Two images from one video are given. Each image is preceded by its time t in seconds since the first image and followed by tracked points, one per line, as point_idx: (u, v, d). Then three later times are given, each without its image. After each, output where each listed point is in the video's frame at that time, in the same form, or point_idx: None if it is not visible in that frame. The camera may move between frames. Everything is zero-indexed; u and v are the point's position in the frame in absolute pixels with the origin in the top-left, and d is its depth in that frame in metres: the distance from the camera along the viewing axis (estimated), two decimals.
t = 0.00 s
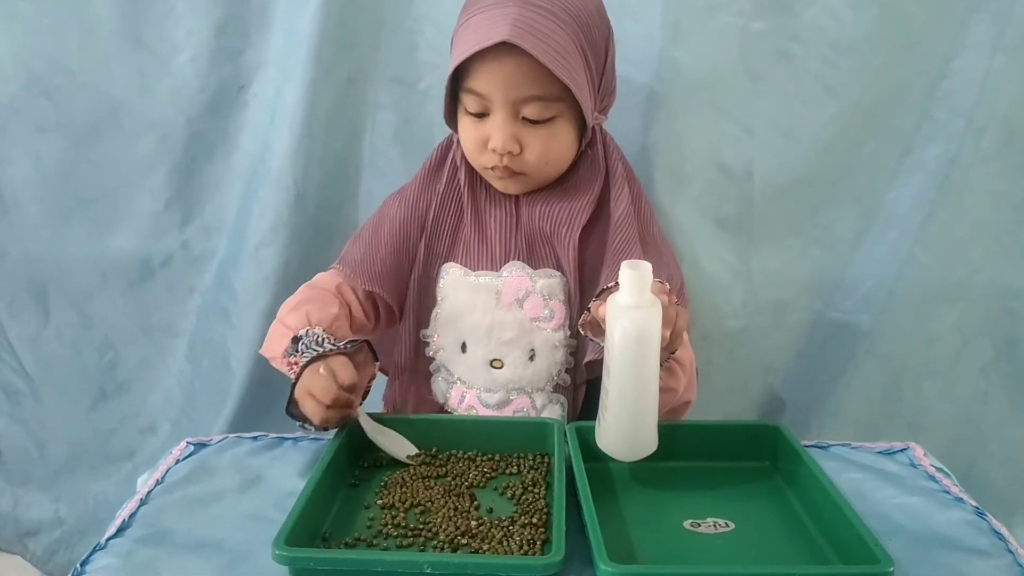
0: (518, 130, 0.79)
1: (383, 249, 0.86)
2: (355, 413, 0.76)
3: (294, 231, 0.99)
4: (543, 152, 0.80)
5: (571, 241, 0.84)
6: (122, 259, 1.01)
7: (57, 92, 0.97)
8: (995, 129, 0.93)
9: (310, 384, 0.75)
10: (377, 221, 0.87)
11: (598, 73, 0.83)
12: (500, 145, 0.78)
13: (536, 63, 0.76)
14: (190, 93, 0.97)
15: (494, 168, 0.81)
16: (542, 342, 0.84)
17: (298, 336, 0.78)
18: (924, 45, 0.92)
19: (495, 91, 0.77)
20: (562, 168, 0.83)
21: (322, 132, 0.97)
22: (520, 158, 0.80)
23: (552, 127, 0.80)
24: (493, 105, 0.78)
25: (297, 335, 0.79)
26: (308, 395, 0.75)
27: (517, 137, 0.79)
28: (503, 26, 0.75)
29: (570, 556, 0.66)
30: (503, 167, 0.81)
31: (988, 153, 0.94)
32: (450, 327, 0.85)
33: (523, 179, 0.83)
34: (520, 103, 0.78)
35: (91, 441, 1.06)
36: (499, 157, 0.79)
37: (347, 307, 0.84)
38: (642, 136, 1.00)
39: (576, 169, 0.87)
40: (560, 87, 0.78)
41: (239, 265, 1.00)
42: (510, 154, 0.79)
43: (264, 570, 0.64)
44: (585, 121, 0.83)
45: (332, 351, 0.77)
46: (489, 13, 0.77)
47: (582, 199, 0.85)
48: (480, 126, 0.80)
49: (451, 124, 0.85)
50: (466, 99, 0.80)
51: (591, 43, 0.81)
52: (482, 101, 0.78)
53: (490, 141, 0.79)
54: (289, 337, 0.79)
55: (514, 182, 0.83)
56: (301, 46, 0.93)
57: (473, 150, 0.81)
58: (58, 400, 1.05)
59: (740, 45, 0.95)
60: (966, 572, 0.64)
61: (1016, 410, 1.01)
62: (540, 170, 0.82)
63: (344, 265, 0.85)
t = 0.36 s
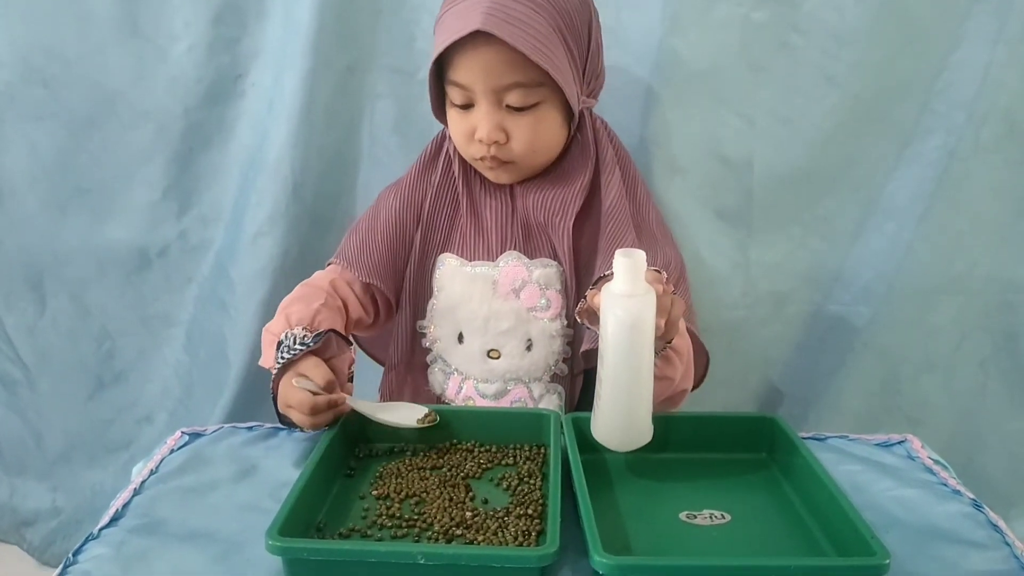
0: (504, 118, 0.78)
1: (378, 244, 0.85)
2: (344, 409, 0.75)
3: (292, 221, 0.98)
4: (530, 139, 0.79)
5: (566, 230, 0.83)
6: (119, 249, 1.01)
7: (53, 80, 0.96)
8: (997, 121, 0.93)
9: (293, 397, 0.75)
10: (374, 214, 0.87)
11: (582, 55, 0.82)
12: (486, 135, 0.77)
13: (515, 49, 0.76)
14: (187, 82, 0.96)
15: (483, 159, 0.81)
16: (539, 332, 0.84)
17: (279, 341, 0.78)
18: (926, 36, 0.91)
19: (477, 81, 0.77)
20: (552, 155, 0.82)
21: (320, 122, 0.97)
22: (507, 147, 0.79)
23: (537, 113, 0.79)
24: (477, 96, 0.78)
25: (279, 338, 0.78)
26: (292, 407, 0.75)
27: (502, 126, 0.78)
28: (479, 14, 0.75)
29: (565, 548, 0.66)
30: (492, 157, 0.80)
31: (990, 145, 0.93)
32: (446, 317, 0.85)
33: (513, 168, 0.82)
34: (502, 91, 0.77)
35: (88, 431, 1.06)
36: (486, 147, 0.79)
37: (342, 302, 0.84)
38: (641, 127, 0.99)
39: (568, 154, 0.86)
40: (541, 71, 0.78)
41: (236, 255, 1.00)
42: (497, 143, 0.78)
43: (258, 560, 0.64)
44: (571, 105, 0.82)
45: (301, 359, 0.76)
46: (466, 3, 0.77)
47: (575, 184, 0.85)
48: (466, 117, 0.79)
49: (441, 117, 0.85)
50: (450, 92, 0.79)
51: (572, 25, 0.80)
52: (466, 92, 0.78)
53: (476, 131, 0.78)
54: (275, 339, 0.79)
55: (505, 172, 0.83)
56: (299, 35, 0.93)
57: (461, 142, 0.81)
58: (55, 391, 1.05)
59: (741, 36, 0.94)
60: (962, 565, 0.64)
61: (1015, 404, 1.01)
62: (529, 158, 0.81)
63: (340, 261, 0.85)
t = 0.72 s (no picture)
0: (524, 97, 0.78)
1: (393, 218, 0.84)
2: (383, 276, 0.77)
3: (293, 215, 0.98)
4: (549, 116, 0.80)
5: (582, 208, 0.84)
6: (120, 242, 1.01)
7: (54, 72, 0.96)
8: (1000, 114, 0.92)
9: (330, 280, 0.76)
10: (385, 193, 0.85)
11: (593, 31, 0.82)
12: (507, 115, 0.78)
13: (534, 26, 0.76)
14: (189, 74, 0.96)
15: (503, 140, 0.81)
16: (549, 311, 0.84)
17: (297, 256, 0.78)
18: (930, 29, 0.91)
19: (496, 61, 0.77)
20: (569, 132, 0.83)
21: (321, 116, 0.96)
22: (529, 126, 0.79)
23: (555, 90, 0.79)
24: (496, 77, 0.78)
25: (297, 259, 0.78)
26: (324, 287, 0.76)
27: (523, 105, 0.78)
28: None
29: (568, 541, 0.66)
30: (512, 137, 0.80)
31: (993, 139, 0.93)
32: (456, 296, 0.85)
33: (533, 147, 0.82)
34: (521, 70, 0.77)
35: (89, 425, 1.06)
36: (507, 127, 0.79)
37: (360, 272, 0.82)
38: (644, 120, 0.99)
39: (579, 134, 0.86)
40: (559, 47, 0.78)
41: (237, 249, 1.00)
42: (518, 122, 0.78)
43: (260, 553, 0.64)
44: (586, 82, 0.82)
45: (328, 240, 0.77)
46: None
47: (587, 162, 0.85)
48: (485, 99, 0.79)
49: (454, 103, 0.85)
50: (467, 75, 0.79)
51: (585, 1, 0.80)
52: (484, 74, 0.78)
53: (497, 113, 0.78)
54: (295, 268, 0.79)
55: (524, 152, 0.83)
56: (300, 27, 0.92)
57: (480, 125, 0.80)
58: (56, 384, 1.04)
59: (744, 29, 0.94)
60: (966, 559, 0.64)
61: (1017, 399, 1.00)
62: (549, 135, 0.81)
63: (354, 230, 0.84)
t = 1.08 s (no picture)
0: (545, 109, 0.80)
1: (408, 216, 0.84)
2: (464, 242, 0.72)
3: (290, 228, 0.99)
4: (569, 127, 0.81)
5: (594, 220, 0.87)
6: (118, 255, 1.02)
7: (53, 87, 0.97)
8: (990, 128, 0.93)
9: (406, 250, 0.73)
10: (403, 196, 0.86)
11: (604, 48, 0.85)
12: (530, 127, 0.78)
13: (557, 39, 0.78)
14: (186, 90, 0.97)
15: (523, 152, 0.82)
16: (558, 320, 0.84)
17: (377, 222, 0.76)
18: (918, 45, 0.92)
19: (520, 74, 0.78)
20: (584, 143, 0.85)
21: (317, 130, 0.98)
22: (549, 136, 0.81)
23: (574, 103, 0.81)
24: (517, 90, 0.79)
25: (376, 225, 0.76)
26: (412, 248, 0.73)
27: (544, 118, 0.79)
28: (523, 8, 0.76)
29: (559, 554, 0.67)
30: (532, 149, 0.81)
31: (983, 153, 0.94)
32: (466, 304, 0.85)
33: (550, 159, 0.83)
34: (544, 83, 0.79)
35: (86, 436, 1.06)
36: (528, 139, 0.80)
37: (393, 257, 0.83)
38: (637, 134, 1.00)
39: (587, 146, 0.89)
40: (579, 60, 0.80)
41: (234, 262, 1.01)
42: (539, 134, 0.80)
43: (256, 567, 0.65)
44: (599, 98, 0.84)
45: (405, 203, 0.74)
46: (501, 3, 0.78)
47: (599, 176, 0.87)
48: (504, 112, 0.80)
49: (466, 119, 0.85)
50: (486, 88, 0.80)
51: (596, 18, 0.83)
52: (505, 87, 0.79)
53: (518, 125, 0.79)
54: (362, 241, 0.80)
55: (542, 164, 0.84)
56: (297, 44, 0.94)
57: (498, 138, 0.81)
58: (54, 396, 1.05)
59: (735, 45, 0.95)
60: (950, 571, 0.65)
61: (1008, 410, 1.01)
62: (567, 148, 0.83)
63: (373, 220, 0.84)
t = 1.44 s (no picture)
0: (538, 128, 0.80)
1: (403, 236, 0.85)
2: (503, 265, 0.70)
3: (280, 244, 1.00)
4: (561, 145, 0.82)
5: (586, 240, 0.88)
6: (108, 272, 1.02)
7: (43, 105, 0.97)
8: (975, 141, 0.94)
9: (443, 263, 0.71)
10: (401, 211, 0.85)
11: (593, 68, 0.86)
12: (523, 145, 0.79)
13: (550, 59, 0.79)
14: (176, 107, 0.97)
15: (516, 170, 0.82)
16: (551, 338, 0.85)
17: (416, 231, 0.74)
18: (903, 60, 0.93)
19: (513, 93, 0.78)
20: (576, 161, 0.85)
21: (307, 146, 0.98)
22: (542, 155, 0.81)
23: (566, 122, 0.82)
24: (510, 109, 0.79)
25: (414, 235, 0.74)
26: (449, 257, 0.71)
27: (536, 136, 0.80)
28: (516, 28, 0.77)
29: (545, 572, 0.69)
30: (525, 168, 0.82)
31: (969, 166, 0.94)
32: (462, 321, 0.86)
33: (543, 177, 0.84)
34: (536, 103, 0.79)
35: (76, 453, 1.06)
36: (521, 158, 0.80)
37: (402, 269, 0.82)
38: (625, 149, 1.00)
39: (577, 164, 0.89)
40: (571, 79, 0.81)
41: (225, 278, 1.01)
42: (532, 153, 0.80)
43: None
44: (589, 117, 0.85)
45: (454, 215, 0.72)
46: (493, 23, 0.79)
47: (591, 193, 0.88)
48: (497, 131, 0.80)
49: (457, 138, 0.86)
50: (479, 108, 0.80)
51: (586, 37, 0.84)
52: (498, 106, 0.79)
53: (512, 143, 0.80)
54: (397, 249, 0.76)
55: (534, 182, 0.84)
56: (286, 61, 0.94)
57: (491, 156, 0.81)
58: (43, 413, 1.05)
59: (722, 60, 0.96)
60: None
61: (998, 422, 1.01)
62: (559, 166, 0.83)
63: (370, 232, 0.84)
